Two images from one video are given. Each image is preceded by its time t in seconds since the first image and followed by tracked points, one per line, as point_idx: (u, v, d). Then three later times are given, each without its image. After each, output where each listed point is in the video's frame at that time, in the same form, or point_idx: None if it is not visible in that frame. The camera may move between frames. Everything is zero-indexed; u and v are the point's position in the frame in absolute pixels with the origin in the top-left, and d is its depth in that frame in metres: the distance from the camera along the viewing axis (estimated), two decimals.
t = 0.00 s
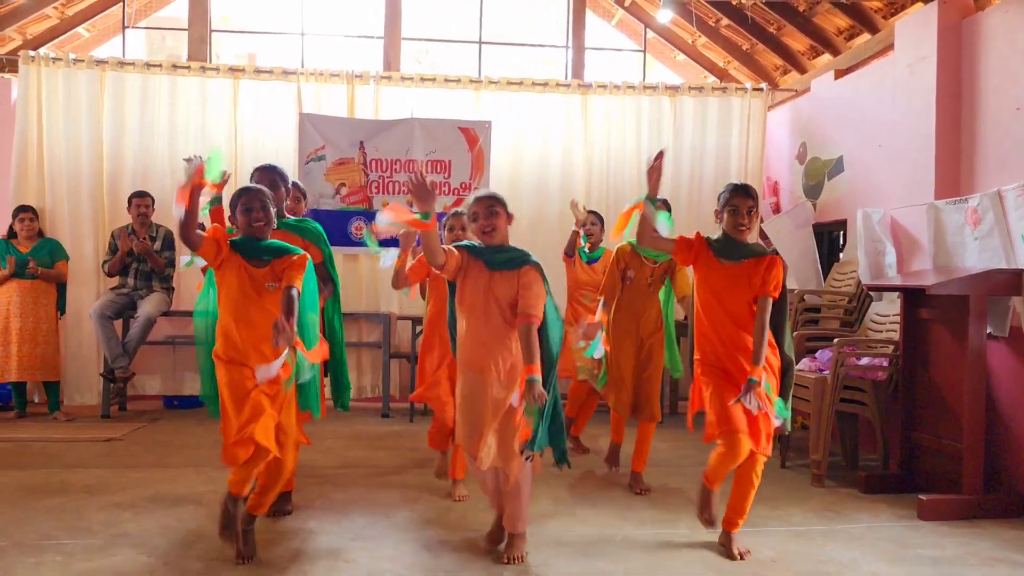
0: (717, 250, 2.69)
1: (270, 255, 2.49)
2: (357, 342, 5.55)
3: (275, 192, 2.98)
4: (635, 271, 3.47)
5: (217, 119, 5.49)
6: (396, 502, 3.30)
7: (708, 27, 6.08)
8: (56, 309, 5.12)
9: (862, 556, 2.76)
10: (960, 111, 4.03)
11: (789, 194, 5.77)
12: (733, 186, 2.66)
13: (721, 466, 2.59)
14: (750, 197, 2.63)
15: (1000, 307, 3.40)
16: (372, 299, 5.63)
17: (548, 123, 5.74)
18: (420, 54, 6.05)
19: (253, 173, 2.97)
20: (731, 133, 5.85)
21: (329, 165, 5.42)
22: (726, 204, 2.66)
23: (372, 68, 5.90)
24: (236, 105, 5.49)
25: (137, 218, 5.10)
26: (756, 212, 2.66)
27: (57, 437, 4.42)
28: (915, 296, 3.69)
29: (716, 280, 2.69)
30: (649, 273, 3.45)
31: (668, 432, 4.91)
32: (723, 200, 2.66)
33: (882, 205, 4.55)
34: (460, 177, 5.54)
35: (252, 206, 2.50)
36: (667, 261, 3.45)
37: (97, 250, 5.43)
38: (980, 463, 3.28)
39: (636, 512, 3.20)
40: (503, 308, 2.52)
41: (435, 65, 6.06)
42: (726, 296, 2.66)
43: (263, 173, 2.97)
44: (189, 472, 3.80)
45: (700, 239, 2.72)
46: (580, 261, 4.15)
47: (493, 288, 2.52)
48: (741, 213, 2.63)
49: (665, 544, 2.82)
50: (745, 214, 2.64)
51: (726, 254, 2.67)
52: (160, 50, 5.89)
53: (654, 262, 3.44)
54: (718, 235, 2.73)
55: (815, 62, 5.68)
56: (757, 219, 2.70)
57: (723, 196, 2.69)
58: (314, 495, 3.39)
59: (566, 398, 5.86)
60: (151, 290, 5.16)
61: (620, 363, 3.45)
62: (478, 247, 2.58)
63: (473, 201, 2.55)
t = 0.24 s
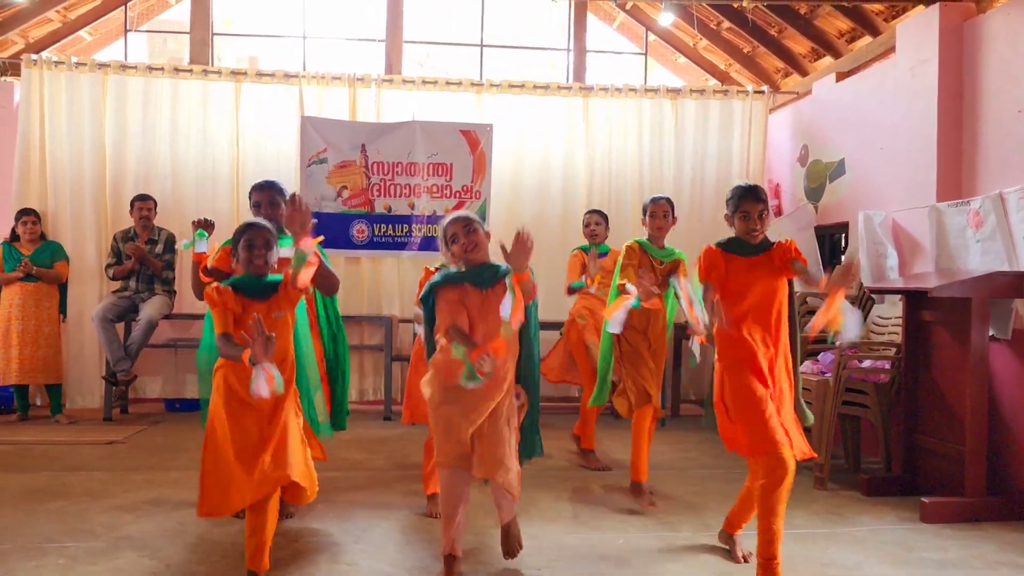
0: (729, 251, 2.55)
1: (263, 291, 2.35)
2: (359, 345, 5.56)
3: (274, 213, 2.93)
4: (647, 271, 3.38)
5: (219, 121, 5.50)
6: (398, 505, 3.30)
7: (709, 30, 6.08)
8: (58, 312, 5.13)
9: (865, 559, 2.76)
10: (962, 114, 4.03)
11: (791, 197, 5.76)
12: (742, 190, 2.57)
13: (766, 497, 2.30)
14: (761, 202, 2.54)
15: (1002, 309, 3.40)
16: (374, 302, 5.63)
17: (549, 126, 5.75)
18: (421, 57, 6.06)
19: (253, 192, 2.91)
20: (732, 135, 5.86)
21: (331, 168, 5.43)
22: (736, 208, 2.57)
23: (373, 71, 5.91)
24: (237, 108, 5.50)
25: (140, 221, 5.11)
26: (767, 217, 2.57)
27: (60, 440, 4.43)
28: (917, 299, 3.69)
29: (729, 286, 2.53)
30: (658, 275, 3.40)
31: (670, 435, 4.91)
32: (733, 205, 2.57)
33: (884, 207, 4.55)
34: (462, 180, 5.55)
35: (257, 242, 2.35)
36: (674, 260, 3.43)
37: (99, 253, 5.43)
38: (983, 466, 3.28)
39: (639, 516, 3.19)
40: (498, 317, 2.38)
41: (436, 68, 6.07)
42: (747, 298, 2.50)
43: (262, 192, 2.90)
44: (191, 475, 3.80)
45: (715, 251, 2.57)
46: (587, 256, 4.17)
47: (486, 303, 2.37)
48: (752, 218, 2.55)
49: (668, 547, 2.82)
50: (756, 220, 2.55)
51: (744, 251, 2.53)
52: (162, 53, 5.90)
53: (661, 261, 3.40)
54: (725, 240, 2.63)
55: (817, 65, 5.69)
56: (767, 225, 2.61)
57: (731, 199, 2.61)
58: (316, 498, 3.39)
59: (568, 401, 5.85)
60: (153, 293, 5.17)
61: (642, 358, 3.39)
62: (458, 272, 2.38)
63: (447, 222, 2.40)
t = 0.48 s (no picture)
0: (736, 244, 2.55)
1: (271, 258, 2.32)
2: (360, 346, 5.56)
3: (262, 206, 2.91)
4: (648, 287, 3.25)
5: (220, 123, 5.50)
6: (399, 507, 3.30)
7: (710, 31, 6.09)
8: (61, 313, 5.14)
9: (867, 561, 2.75)
10: (963, 115, 4.03)
11: (791, 199, 5.74)
12: (753, 180, 2.55)
13: (753, 487, 2.46)
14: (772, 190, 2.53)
15: (1004, 311, 3.39)
16: (375, 303, 5.63)
17: (551, 127, 5.75)
18: (423, 59, 6.07)
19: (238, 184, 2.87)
20: (734, 137, 5.86)
21: (332, 169, 5.44)
22: (747, 197, 2.56)
23: (375, 72, 5.92)
24: (239, 109, 5.51)
25: (142, 221, 5.08)
26: (778, 204, 2.57)
27: (62, 441, 4.43)
28: (919, 301, 3.69)
29: (729, 279, 2.54)
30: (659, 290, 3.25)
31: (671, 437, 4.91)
32: (744, 194, 2.55)
33: (885, 209, 4.55)
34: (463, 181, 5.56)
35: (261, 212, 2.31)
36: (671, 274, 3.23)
37: (101, 253, 5.44)
38: (985, 468, 3.27)
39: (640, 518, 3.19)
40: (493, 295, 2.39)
41: (437, 70, 6.08)
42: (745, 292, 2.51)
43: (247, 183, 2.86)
44: (193, 476, 3.81)
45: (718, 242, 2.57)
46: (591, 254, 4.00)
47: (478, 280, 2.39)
48: (763, 205, 2.55)
49: (669, 549, 2.82)
50: (767, 208, 2.55)
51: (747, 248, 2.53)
52: (164, 54, 5.91)
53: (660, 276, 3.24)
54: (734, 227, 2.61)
55: (818, 66, 5.70)
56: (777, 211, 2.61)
57: (741, 190, 2.59)
58: (317, 499, 3.39)
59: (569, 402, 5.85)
60: (155, 294, 5.17)
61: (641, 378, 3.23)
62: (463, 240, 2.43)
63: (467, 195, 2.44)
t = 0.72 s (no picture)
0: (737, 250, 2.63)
1: (267, 262, 2.39)
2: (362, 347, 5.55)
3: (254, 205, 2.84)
4: (642, 270, 3.44)
5: (223, 124, 5.51)
6: (402, 508, 3.30)
7: (713, 32, 6.09)
8: (64, 314, 5.14)
9: (870, 563, 2.75)
10: (967, 116, 4.03)
11: (796, 201, 5.74)
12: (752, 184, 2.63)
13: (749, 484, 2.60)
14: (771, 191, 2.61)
15: (1008, 313, 3.39)
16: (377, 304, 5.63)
17: (553, 129, 5.75)
18: (425, 60, 6.06)
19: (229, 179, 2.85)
20: (736, 138, 5.86)
21: (335, 170, 5.44)
22: (747, 199, 2.63)
23: (377, 74, 5.92)
24: (241, 110, 5.51)
25: (143, 222, 5.10)
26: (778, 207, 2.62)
27: (65, 442, 4.44)
28: (922, 302, 3.68)
29: (726, 282, 2.63)
30: (656, 274, 3.44)
31: (674, 438, 4.90)
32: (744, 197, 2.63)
33: (888, 210, 4.55)
34: (466, 182, 5.55)
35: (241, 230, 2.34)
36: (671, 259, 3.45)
37: (104, 254, 5.44)
38: (989, 470, 3.27)
39: (643, 519, 3.19)
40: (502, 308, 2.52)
41: (439, 71, 6.08)
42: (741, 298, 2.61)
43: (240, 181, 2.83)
44: (195, 477, 3.81)
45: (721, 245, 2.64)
46: (584, 267, 4.06)
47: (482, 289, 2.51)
48: (763, 208, 2.61)
49: (673, 551, 2.81)
50: (767, 209, 2.61)
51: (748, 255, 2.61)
52: (166, 56, 5.91)
53: (660, 261, 3.45)
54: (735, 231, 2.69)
55: (821, 68, 5.69)
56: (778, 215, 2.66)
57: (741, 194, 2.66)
58: (320, 500, 3.39)
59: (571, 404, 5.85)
60: (158, 295, 5.17)
61: (656, 359, 3.41)
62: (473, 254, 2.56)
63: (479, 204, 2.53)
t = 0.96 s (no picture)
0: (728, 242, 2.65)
1: (253, 249, 2.36)
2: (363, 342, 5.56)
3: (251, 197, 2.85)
4: (637, 269, 3.46)
5: (223, 119, 5.50)
6: (402, 502, 3.30)
7: (714, 29, 6.08)
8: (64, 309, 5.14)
9: (870, 557, 2.75)
10: (968, 112, 4.02)
11: (796, 197, 5.75)
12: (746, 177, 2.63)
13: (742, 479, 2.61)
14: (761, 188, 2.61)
15: (1009, 308, 3.38)
16: (377, 300, 5.63)
17: (553, 125, 5.75)
18: (425, 56, 6.06)
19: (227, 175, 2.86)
20: (737, 135, 5.85)
21: (335, 166, 5.43)
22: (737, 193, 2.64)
23: (377, 69, 5.91)
24: (241, 106, 5.51)
25: (143, 217, 5.11)
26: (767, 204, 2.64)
27: (65, 437, 4.43)
28: (923, 297, 3.68)
29: (718, 274, 2.65)
30: (651, 272, 3.44)
31: (674, 434, 4.90)
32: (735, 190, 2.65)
33: (889, 206, 4.55)
34: (466, 179, 5.55)
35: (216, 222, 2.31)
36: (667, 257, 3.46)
37: (104, 249, 5.44)
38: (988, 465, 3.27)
39: (643, 514, 3.19)
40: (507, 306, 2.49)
41: (439, 67, 6.07)
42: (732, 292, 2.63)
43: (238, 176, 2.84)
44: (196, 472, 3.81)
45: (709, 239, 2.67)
46: (578, 255, 4.06)
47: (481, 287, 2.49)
48: (752, 204, 2.62)
49: (673, 545, 2.81)
50: (755, 206, 2.63)
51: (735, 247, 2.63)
52: (167, 51, 5.91)
53: (655, 260, 3.45)
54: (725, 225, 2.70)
55: (821, 64, 5.68)
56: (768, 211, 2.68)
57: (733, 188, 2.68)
58: (320, 495, 3.39)
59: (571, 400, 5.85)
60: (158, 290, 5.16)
61: (659, 346, 3.42)
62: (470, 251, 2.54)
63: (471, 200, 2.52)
